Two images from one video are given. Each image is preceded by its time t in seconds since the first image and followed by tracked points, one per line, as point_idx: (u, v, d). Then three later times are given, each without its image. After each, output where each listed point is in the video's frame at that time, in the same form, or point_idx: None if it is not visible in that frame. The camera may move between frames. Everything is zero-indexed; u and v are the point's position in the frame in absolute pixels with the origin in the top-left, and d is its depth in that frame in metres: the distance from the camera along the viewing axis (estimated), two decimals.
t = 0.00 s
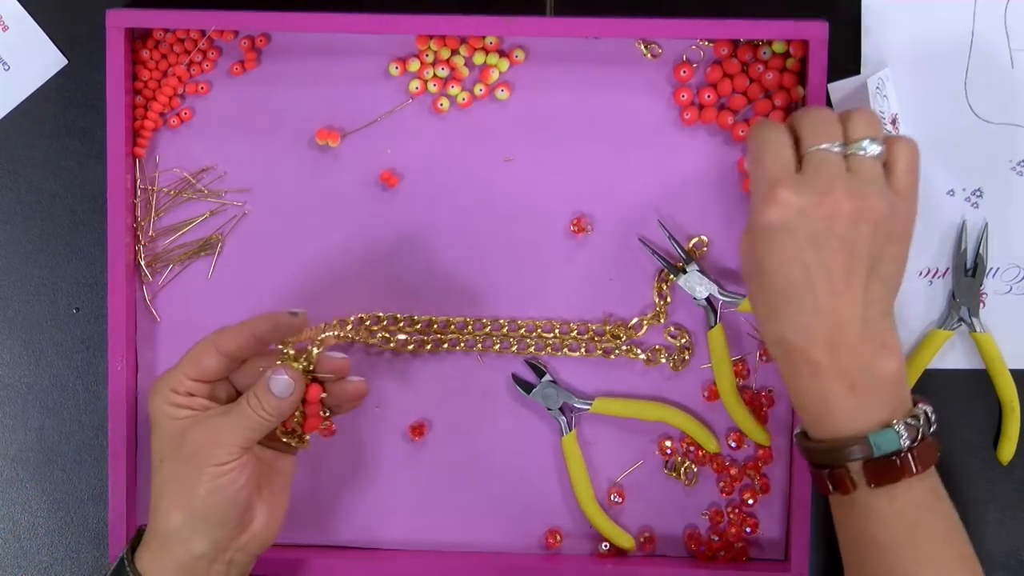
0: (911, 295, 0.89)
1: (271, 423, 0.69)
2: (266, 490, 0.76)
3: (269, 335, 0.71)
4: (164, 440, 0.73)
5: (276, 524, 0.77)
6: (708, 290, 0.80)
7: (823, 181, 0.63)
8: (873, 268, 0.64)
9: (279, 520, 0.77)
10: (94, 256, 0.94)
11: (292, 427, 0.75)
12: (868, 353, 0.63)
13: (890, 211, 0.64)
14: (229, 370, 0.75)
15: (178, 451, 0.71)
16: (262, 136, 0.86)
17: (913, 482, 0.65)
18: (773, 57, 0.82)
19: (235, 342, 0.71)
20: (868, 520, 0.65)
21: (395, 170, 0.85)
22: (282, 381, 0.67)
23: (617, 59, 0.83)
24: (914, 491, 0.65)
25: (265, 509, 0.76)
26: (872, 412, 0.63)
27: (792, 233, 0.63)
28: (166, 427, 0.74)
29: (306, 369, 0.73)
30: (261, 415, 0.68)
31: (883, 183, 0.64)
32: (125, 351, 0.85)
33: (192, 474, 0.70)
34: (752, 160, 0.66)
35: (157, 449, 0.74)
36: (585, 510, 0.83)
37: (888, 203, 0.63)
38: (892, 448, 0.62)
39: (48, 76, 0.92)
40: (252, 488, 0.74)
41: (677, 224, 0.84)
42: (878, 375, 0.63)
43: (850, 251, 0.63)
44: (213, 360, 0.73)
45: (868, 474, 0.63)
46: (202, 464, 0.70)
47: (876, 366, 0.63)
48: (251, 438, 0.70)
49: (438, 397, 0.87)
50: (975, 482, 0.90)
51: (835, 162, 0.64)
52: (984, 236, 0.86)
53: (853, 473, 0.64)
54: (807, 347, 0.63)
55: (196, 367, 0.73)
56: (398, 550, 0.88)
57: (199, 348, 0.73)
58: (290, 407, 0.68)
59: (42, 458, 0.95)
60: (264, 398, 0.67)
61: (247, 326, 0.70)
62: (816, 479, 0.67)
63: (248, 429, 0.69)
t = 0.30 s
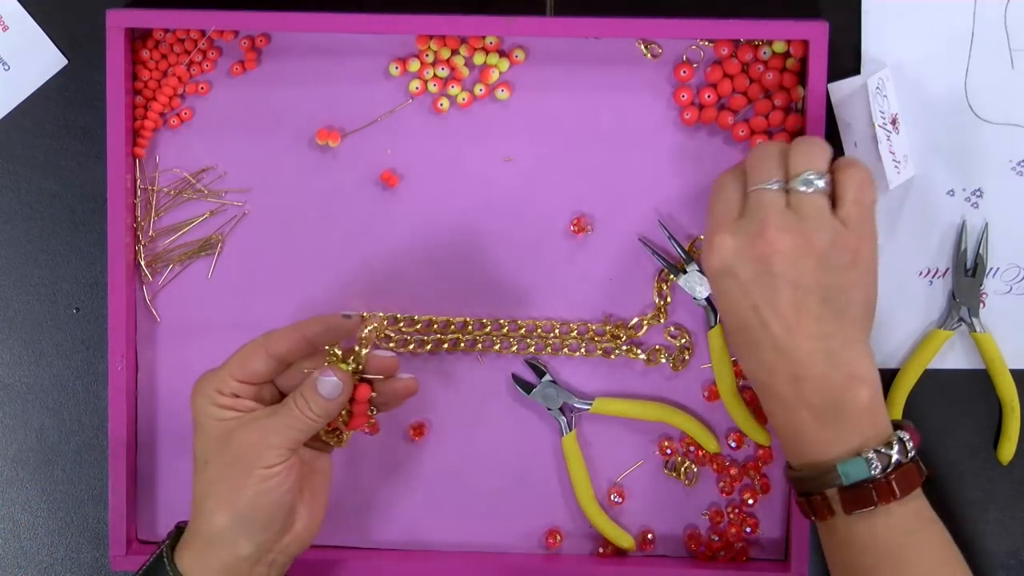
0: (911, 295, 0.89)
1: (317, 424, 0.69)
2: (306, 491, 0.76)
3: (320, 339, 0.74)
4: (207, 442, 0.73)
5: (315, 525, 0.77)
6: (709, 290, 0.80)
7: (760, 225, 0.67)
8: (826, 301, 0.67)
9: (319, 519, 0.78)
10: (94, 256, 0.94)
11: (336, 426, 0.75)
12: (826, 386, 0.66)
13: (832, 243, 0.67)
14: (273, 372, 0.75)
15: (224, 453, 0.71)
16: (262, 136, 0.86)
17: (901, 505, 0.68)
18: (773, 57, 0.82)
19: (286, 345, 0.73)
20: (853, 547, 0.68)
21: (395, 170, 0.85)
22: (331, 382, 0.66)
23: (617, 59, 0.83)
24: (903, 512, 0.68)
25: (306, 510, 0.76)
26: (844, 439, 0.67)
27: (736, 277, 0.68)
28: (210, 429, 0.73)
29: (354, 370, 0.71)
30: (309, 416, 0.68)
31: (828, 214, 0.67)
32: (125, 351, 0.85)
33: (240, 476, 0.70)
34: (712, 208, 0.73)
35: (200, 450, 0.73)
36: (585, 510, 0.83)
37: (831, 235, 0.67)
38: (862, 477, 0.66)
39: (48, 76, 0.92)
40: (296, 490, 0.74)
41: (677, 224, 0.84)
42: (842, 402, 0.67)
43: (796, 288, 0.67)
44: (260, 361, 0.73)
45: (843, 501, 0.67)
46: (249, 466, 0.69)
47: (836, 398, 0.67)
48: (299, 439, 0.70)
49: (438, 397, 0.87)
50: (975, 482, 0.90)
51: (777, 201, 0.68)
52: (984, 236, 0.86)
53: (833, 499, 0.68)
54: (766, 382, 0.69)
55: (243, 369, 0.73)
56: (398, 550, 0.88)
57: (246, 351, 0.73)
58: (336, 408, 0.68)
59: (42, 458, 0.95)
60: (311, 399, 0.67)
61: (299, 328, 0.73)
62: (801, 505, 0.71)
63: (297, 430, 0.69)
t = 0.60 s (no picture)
0: (911, 295, 0.89)
1: (351, 421, 0.68)
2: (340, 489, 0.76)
3: (345, 336, 0.72)
4: (236, 447, 0.72)
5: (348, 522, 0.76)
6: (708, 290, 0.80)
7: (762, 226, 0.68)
8: (824, 307, 0.67)
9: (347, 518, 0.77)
10: (94, 256, 0.94)
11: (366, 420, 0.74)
12: (819, 390, 0.66)
13: (833, 247, 0.67)
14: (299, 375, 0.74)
15: (257, 458, 0.70)
16: (262, 136, 0.86)
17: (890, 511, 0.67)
18: (773, 57, 0.82)
19: (313, 344, 0.71)
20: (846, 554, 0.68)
21: (395, 170, 0.85)
22: (362, 380, 0.66)
23: (617, 59, 0.83)
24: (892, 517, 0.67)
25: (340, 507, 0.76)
26: (835, 445, 0.67)
27: (734, 279, 0.69)
28: (239, 434, 0.72)
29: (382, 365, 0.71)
30: (343, 415, 0.67)
31: (831, 218, 0.68)
32: (125, 351, 0.85)
33: (278, 481, 0.69)
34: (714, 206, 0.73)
35: (229, 456, 0.72)
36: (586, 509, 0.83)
37: (832, 240, 0.67)
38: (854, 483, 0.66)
39: (47, 76, 0.92)
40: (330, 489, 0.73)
41: (677, 224, 0.84)
42: (835, 406, 0.66)
43: (794, 291, 0.67)
44: (287, 363, 0.72)
45: (835, 507, 0.67)
46: (285, 468, 0.69)
47: (828, 402, 0.67)
48: (333, 439, 0.69)
49: (438, 396, 0.87)
50: (975, 482, 0.90)
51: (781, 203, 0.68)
52: (984, 236, 0.86)
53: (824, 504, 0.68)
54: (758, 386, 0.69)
55: (271, 372, 0.72)
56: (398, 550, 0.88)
57: (269, 354, 0.71)
58: (369, 405, 0.67)
59: (42, 458, 0.95)
60: (343, 397, 0.66)
61: (323, 327, 0.71)
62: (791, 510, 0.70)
63: (332, 429, 0.68)
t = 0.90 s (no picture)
0: (911, 295, 0.89)
1: (382, 409, 0.68)
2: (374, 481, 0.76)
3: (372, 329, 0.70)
4: (270, 445, 0.71)
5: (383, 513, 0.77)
6: (708, 289, 0.80)
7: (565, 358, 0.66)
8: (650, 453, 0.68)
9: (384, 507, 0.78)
10: (94, 256, 0.94)
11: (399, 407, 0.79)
12: (671, 540, 0.69)
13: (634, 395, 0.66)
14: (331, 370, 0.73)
15: (292, 455, 0.69)
16: (262, 136, 0.86)
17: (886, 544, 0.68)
18: (774, 57, 0.82)
19: (342, 335, 0.70)
20: None
21: (396, 170, 0.85)
22: (388, 369, 0.66)
23: (617, 59, 0.83)
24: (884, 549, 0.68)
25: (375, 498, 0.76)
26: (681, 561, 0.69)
27: (557, 461, 0.65)
28: (271, 433, 0.71)
29: (408, 353, 0.75)
30: (375, 405, 0.67)
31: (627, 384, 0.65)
32: (125, 351, 0.85)
33: (315, 478, 0.69)
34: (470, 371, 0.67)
35: (261, 454, 0.71)
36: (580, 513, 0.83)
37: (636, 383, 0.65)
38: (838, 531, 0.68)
39: (47, 76, 0.92)
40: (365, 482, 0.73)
41: (677, 224, 0.84)
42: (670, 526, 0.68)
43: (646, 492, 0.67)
44: (319, 357, 0.71)
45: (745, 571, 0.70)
46: (321, 465, 0.68)
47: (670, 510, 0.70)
48: (366, 430, 0.69)
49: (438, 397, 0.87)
50: (975, 482, 0.90)
51: (571, 332, 0.65)
52: (984, 236, 0.85)
53: None
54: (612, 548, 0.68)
55: (301, 367, 0.71)
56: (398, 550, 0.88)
57: (300, 350, 0.71)
58: (397, 393, 0.67)
59: (42, 458, 0.95)
60: (371, 388, 0.66)
61: (352, 317, 0.69)
62: None
63: (366, 420, 0.68)
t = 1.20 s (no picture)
0: (911, 295, 0.89)
1: (390, 406, 0.68)
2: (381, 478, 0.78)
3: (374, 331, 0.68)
4: (282, 456, 0.71)
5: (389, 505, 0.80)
6: (708, 289, 0.80)
7: (555, 369, 0.66)
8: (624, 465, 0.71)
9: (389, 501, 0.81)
10: (94, 256, 0.94)
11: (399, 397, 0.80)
12: (634, 545, 0.72)
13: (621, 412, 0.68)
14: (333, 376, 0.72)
15: (307, 465, 0.71)
16: (262, 136, 0.86)
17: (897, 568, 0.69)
18: (773, 57, 0.82)
19: (345, 343, 0.68)
20: None
21: (396, 170, 0.85)
22: (393, 369, 0.65)
23: (617, 59, 0.83)
24: None
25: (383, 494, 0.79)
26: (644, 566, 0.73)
27: (534, 460, 0.68)
28: (283, 444, 0.71)
29: (410, 349, 0.73)
30: (383, 403, 0.68)
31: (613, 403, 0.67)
32: (125, 352, 0.85)
33: (328, 485, 0.71)
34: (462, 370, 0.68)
35: (273, 464, 0.72)
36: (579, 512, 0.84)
37: (622, 403, 0.67)
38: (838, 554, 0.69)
39: (47, 76, 0.92)
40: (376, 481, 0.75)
41: (677, 225, 0.85)
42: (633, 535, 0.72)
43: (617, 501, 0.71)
44: (322, 364, 0.69)
45: None
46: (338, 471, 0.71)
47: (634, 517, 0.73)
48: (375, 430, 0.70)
49: (438, 397, 0.87)
50: (975, 482, 0.90)
51: (564, 347, 0.66)
52: (984, 236, 0.85)
53: None
54: (576, 543, 0.72)
55: (305, 376, 0.70)
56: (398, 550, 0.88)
57: (302, 356, 0.69)
58: (401, 390, 0.67)
59: (41, 458, 0.95)
60: (376, 387, 0.66)
61: (351, 320, 0.67)
62: None
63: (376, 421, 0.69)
